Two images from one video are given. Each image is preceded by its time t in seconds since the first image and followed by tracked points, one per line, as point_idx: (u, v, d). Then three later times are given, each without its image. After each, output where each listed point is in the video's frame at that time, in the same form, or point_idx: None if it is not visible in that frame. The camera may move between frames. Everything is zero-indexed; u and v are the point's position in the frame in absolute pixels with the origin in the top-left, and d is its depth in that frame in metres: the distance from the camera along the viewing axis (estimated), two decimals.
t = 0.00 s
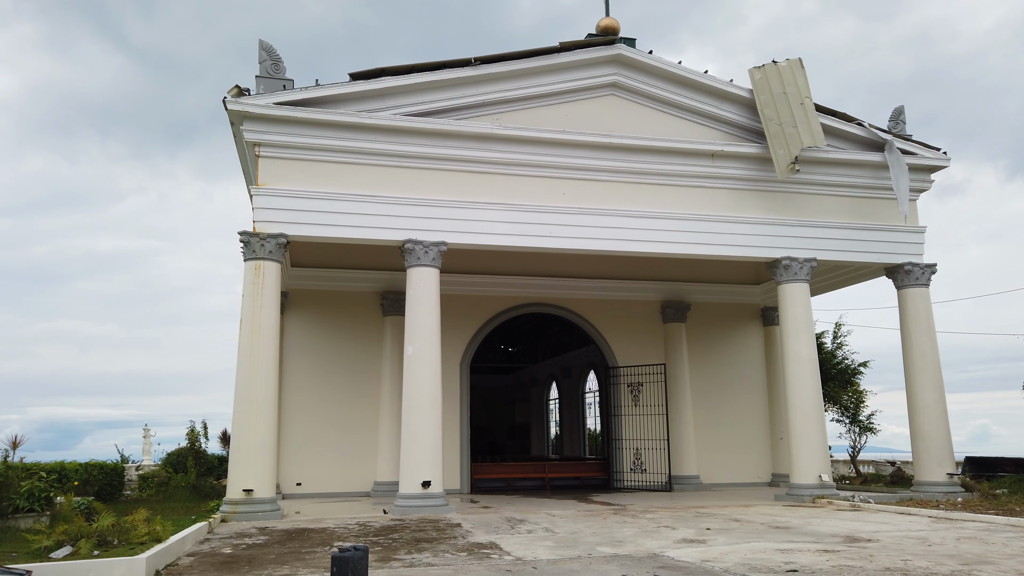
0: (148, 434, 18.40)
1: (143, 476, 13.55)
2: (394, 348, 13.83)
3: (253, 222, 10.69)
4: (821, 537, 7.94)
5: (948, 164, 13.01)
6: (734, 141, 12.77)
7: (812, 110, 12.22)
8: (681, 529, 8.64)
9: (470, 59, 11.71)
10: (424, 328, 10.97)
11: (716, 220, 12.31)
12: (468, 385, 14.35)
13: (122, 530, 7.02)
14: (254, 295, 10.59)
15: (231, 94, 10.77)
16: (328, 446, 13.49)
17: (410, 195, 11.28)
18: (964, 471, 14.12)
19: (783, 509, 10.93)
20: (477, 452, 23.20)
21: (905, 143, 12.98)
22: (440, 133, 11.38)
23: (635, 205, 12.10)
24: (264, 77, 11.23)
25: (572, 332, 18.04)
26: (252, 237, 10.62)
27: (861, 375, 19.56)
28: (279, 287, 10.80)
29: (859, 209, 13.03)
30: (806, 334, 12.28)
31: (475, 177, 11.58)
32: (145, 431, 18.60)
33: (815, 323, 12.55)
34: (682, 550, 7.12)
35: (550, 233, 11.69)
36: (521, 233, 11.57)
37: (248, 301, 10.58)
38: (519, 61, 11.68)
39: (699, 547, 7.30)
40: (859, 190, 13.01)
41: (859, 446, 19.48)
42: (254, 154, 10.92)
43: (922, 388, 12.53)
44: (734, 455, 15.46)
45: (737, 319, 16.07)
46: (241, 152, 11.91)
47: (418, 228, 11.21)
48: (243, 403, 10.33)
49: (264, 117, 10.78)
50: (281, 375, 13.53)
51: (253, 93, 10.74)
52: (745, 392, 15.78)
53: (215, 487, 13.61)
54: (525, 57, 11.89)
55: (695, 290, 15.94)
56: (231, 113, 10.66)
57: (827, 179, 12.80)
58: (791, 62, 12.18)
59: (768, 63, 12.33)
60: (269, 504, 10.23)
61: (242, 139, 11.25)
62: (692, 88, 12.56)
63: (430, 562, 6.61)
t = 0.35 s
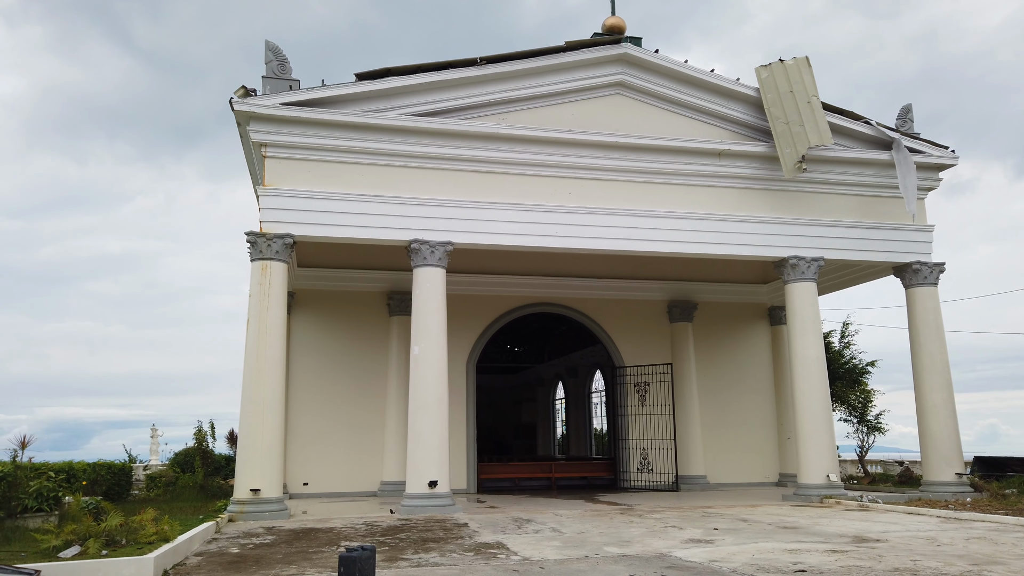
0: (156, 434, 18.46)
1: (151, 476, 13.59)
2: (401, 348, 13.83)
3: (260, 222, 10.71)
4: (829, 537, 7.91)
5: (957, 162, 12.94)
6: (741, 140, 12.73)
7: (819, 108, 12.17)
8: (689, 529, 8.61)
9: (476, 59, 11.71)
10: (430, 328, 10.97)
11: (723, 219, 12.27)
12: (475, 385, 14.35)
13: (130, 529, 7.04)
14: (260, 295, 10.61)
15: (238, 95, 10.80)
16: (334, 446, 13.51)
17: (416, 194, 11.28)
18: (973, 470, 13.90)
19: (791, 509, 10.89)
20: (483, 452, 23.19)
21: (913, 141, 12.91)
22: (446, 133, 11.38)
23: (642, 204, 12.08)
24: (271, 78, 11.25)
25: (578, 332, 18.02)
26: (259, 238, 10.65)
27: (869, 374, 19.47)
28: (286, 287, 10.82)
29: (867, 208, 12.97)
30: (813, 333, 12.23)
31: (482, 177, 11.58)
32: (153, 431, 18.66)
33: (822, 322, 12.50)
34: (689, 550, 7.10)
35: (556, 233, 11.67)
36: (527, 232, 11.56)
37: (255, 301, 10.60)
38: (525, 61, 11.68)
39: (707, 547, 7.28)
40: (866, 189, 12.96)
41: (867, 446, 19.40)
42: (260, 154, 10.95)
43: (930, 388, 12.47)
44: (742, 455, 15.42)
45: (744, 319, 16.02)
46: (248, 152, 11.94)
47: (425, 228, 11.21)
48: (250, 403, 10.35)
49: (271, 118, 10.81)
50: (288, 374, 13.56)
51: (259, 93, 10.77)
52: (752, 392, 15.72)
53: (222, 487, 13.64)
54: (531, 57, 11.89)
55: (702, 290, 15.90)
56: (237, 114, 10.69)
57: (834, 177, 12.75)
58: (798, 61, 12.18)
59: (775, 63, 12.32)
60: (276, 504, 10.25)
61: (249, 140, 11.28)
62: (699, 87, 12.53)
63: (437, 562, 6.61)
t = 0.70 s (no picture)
0: (163, 433, 18.52)
1: (158, 475, 13.63)
2: (407, 347, 13.83)
3: (266, 222, 10.72)
4: (838, 536, 7.88)
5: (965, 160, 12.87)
6: (747, 138, 12.69)
7: (826, 105, 12.12)
8: (696, 528, 8.59)
9: (481, 58, 11.71)
10: (436, 326, 10.97)
11: (729, 218, 12.23)
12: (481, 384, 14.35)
13: (138, 528, 7.06)
14: (267, 294, 10.62)
15: (244, 94, 10.81)
16: (341, 445, 13.53)
17: (421, 193, 11.28)
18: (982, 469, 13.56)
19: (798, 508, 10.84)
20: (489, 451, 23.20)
21: (921, 139, 12.86)
22: (452, 132, 11.37)
23: (648, 203, 12.05)
24: (277, 77, 11.26)
25: (584, 331, 18.01)
26: (265, 237, 10.66)
27: (876, 373, 19.40)
28: (292, 286, 10.83)
29: (874, 206, 12.91)
30: (821, 332, 12.18)
31: (488, 176, 11.57)
32: (160, 430, 18.72)
33: (830, 321, 12.45)
34: (697, 550, 7.07)
35: (562, 231, 11.64)
36: (533, 231, 11.53)
37: (261, 301, 10.61)
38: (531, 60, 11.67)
39: (715, 546, 7.25)
40: (874, 187, 12.90)
41: (874, 445, 19.32)
42: (267, 154, 10.96)
43: (938, 387, 12.42)
44: (748, 454, 15.38)
45: (750, 318, 15.98)
46: (254, 152, 11.96)
47: (431, 226, 11.20)
48: (257, 402, 10.36)
49: (277, 117, 10.82)
50: (294, 374, 13.58)
51: (266, 93, 10.78)
52: (759, 391, 15.68)
53: (229, 486, 13.67)
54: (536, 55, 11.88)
55: (709, 289, 15.87)
56: (244, 113, 10.70)
57: (841, 175, 12.70)
58: (805, 57, 12.07)
59: (781, 60, 12.23)
60: (283, 503, 10.26)
61: (255, 139, 11.29)
62: (705, 85, 12.49)
63: (444, 561, 6.60)
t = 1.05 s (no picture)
0: (170, 433, 18.57)
1: (165, 475, 13.67)
2: (413, 347, 13.84)
3: (272, 222, 10.74)
4: (845, 536, 7.85)
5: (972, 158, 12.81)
6: (753, 137, 12.65)
7: (833, 105, 12.07)
8: (702, 528, 8.57)
9: (486, 57, 11.70)
10: (441, 326, 10.97)
11: (736, 216, 12.19)
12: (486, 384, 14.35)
13: (145, 528, 7.07)
14: (273, 294, 10.64)
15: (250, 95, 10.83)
16: (347, 445, 13.54)
17: (427, 193, 11.28)
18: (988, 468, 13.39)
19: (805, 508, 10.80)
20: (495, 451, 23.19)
21: (928, 137, 12.81)
22: (457, 132, 11.37)
23: (653, 202, 12.02)
24: (282, 77, 11.28)
25: (590, 330, 17.99)
26: (271, 237, 10.67)
27: (883, 372, 19.32)
28: (298, 286, 10.84)
29: (881, 204, 12.86)
30: (827, 331, 12.14)
31: (493, 175, 11.56)
32: (167, 430, 18.77)
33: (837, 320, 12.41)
34: (704, 549, 7.05)
35: (568, 230, 11.62)
36: (539, 230, 11.51)
37: (267, 301, 10.63)
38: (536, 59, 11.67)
39: (722, 546, 7.23)
40: (881, 185, 12.85)
41: (882, 445, 19.24)
42: (273, 154, 10.97)
43: (945, 386, 12.36)
44: (755, 454, 15.34)
45: (757, 317, 15.94)
46: (260, 152, 11.98)
47: (436, 226, 11.20)
48: (263, 401, 10.38)
49: (283, 118, 10.84)
50: (300, 373, 13.60)
51: (272, 93, 10.80)
52: (766, 390, 15.64)
53: (235, 486, 13.70)
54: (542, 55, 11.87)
55: (715, 288, 15.84)
56: (250, 114, 10.72)
57: (848, 174, 12.65)
58: (812, 56, 12.05)
59: (788, 59, 12.21)
60: (290, 502, 10.28)
61: (261, 139, 11.31)
62: (711, 84, 12.46)
63: (451, 560, 6.60)
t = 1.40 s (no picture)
0: (173, 434, 18.59)
1: (168, 475, 13.69)
2: (416, 348, 13.84)
3: (275, 222, 10.75)
4: (849, 536, 7.85)
5: (976, 157, 12.79)
6: (756, 137, 12.65)
7: (836, 104, 12.04)
8: (705, 528, 8.56)
9: (489, 57, 11.70)
10: (444, 327, 10.98)
11: (738, 216, 12.18)
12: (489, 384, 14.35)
13: (149, 528, 7.09)
14: (276, 295, 10.65)
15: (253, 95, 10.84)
16: (349, 445, 13.55)
17: (430, 193, 11.29)
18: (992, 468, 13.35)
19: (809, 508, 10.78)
20: (497, 451, 23.19)
21: (931, 136, 12.78)
22: (459, 132, 11.38)
23: (656, 202, 12.02)
24: (285, 78, 11.29)
25: (593, 331, 18.00)
26: (274, 237, 10.69)
27: (886, 372, 19.30)
28: (300, 287, 10.84)
29: (884, 204, 12.84)
30: (831, 331, 12.13)
31: (496, 176, 11.57)
32: (170, 430, 18.79)
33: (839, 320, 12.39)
34: (707, 550, 7.05)
35: (570, 231, 11.62)
36: (541, 231, 11.51)
37: (270, 302, 10.64)
38: (539, 59, 11.66)
39: (725, 546, 7.24)
40: (884, 185, 12.83)
41: (885, 445, 19.22)
42: (275, 154, 10.99)
43: (949, 387, 12.35)
44: (758, 454, 15.33)
45: (760, 317, 15.93)
46: (263, 152, 11.99)
47: (439, 227, 11.21)
48: (266, 402, 10.39)
49: (286, 118, 10.85)
50: (303, 374, 13.62)
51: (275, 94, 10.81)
52: (769, 390, 15.63)
53: (238, 486, 13.72)
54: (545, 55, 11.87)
55: (718, 288, 15.84)
56: (253, 114, 10.74)
57: (850, 174, 12.64)
58: (814, 56, 12.06)
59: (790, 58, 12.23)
60: (293, 503, 10.29)
61: (264, 140, 11.32)
62: (713, 84, 12.45)
63: (454, 561, 6.60)
